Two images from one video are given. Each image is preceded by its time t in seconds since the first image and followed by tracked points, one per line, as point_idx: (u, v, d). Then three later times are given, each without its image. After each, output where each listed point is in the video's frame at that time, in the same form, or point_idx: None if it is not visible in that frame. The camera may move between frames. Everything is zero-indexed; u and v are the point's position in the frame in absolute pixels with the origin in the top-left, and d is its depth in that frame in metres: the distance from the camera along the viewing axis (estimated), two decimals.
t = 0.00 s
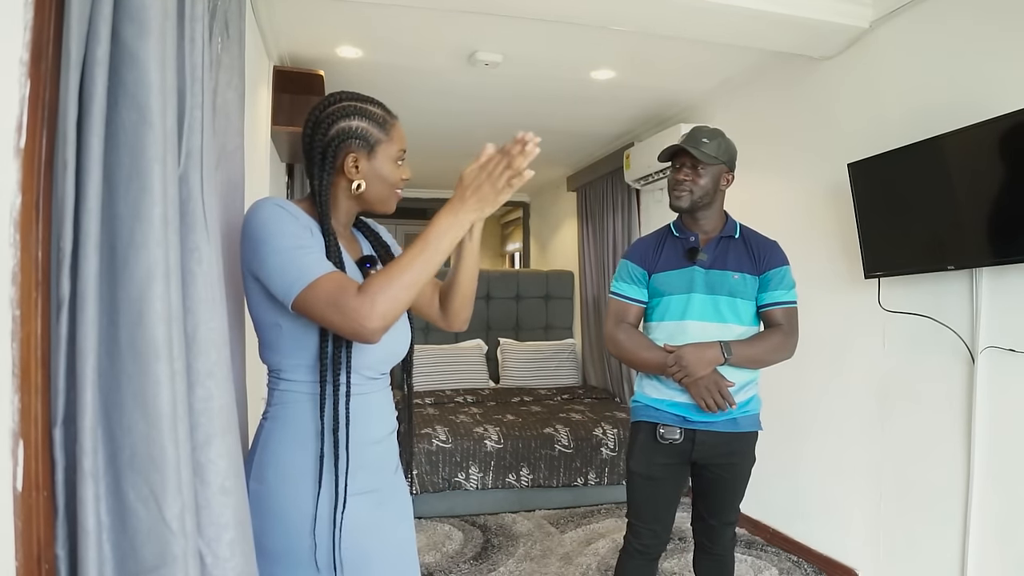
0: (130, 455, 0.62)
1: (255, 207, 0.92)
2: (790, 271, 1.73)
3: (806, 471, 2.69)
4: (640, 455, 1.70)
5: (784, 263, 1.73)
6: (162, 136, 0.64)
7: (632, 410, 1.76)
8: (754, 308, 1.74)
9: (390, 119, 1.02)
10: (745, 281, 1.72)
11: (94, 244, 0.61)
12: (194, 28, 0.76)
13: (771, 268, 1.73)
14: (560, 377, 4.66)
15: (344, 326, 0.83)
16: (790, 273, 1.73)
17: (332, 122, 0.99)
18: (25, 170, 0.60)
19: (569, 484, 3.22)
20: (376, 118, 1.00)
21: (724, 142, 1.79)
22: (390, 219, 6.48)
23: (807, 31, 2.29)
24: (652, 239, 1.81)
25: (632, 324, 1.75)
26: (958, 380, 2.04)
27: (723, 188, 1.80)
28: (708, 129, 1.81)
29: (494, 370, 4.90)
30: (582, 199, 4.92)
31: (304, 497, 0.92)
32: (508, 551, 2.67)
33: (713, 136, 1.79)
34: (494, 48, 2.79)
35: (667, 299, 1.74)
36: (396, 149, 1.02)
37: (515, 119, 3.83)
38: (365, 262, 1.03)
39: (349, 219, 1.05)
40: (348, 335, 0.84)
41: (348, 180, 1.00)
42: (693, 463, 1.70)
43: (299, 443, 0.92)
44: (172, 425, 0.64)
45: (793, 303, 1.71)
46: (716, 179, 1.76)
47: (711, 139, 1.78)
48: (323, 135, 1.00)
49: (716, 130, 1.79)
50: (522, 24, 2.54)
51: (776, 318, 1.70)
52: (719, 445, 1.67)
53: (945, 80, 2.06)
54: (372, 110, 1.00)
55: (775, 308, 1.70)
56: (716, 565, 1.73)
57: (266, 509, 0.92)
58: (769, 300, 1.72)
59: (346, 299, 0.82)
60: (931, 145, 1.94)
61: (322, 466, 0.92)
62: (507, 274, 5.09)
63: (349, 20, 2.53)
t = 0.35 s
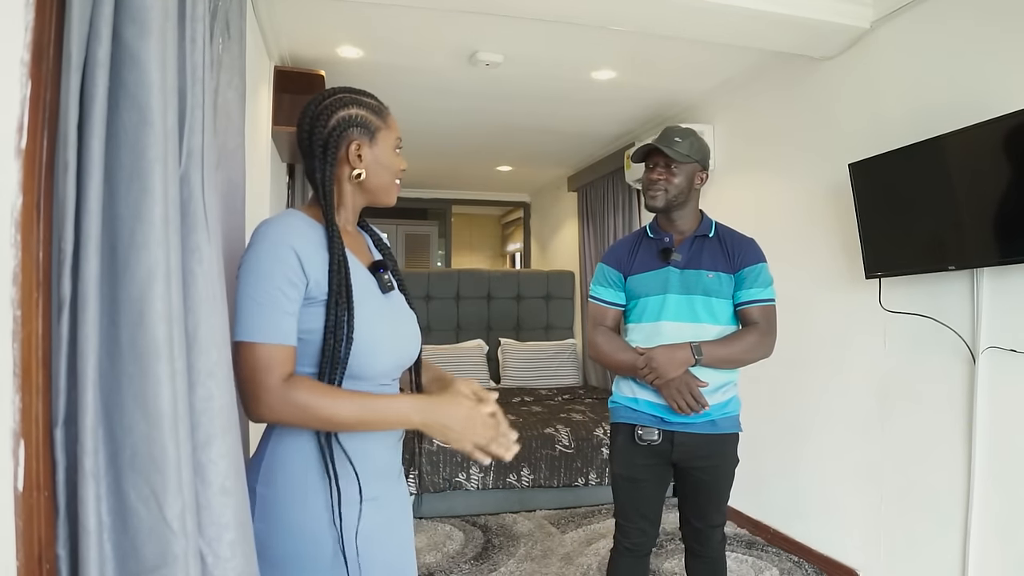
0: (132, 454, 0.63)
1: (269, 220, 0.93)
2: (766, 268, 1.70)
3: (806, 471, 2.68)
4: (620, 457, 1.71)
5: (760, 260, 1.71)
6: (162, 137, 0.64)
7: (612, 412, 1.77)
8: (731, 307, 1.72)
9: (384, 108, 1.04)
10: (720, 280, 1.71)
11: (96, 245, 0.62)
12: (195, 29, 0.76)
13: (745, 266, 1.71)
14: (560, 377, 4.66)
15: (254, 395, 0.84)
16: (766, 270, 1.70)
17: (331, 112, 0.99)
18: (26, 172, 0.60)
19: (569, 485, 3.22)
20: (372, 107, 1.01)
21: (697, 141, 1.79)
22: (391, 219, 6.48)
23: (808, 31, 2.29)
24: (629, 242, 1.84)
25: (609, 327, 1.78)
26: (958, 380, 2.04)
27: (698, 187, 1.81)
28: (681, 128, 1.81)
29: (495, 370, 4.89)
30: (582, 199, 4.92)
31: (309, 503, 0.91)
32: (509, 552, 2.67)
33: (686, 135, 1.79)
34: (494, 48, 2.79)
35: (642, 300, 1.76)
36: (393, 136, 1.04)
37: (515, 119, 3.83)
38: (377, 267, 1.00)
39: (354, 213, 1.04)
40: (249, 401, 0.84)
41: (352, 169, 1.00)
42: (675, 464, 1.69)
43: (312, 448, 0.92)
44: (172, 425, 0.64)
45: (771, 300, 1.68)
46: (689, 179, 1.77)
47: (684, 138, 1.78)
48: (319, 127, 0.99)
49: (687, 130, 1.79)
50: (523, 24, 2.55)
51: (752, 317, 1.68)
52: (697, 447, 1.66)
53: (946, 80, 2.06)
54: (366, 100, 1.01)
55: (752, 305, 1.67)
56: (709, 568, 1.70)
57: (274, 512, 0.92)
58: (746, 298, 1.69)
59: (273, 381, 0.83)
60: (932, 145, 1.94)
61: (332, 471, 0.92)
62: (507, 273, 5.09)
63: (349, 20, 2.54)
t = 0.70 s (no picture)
0: (131, 454, 0.63)
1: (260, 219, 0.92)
2: (747, 264, 1.73)
3: (806, 471, 2.68)
4: (615, 461, 1.69)
5: (740, 256, 1.73)
6: (161, 136, 0.64)
7: (603, 417, 1.75)
8: (714, 304, 1.74)
9: (385, 111, 1.04)
10: (704, 278, 1.72)
11: (95, 244, 0.62)
12: (194, 29, 0.76)
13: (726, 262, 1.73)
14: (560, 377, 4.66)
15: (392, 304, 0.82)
16: (746, 266, 1.73)
17: (332, 115, 0.99)
18: (24, 173, 0.60)
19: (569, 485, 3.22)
20: (373, 110, 1.01)
21: (676, 140, 1.82)
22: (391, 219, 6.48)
23: (807, 31, 2.29)
24: (608, 244, 1.82)
25: (593, 330, 1.76)
26: (958, 380, 2.04)
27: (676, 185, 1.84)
28: (659, 128, 1.84)
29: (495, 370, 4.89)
30: (582, 199, 4.93)
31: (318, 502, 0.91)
32: (508, 552, 2.67)
33: (665, 134, 1.82)
34: (494, 48, 2.79)
35: (627, 302, 1.75)
36: (394, 140, 1.04)
37: (515, 119, 3.83)
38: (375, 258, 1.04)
39: (352, 215, 1.04)
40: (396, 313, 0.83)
41: (351, 173, 1.00)
42: (669, 465, 1.69)
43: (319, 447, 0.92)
44: (171, 425, 0.64)
45: (752, 296, 1.71)
46: (669, 176, 1.79)
47: (662, 136, 1.80)
48: (319, 129, 0.99)
49: (667, 128, 1.82)
50: (523, 24, 2.55)
51: (733, 313, 1.70)
52: (693, 447, 1.67)
53: (945, 80, 2.06)
54: (367, 103, 1.01)
55: (734, 302, 1.70)
56: (704, 568, 1.71)
57: (285, 510, 0.92)
58: (728, 295, 1.71)
59: (388, 277, 0.82)
60: (932, 145, 1.94)
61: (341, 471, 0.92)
62: (507, 274, 5.10)
63: (349, 20, 2.53)
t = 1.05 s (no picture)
0: (129, 454, 0.63)
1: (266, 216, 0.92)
2: (739, 261, 1.80)
3: (806, 471, 2.68)
4: (620, 462, 1.68)
5: (734, 253, 1.79)
6: (160, 136, 0.64)
7: (605, 419, 1.72)
8: (710, 302, 1.77)
9: (384, 113, 1.04)
10: (703, 276, 1.74)
11: (94, 244, 0.62)
12: (193, 29, 0.76)
13: (722, 260, 1.78)
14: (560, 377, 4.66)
15: (376, 326, 0.79)
16: (739, 263, 1.80)
17: (333, 118, 0.98)
18: (23, 172, 0.60)
19: (569, 484, 3.22)
20: (373, 113, 1.01)
21: (670, 140, 1.83)
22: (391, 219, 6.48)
23: (807, 31, 2.29)
24: (602, 244, 1.79)
25: (588, 331, 1.73)
26: (958, 380, 2.04)
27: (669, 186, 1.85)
28: (653, 128, 1.84)
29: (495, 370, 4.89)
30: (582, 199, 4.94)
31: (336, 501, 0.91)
32: (508, 551, 2.67)
33: (659, 134, 1.82)
34: (494, 48, 2.79)
35: (626, 304, 1.73)
36: (393, 143, 1.04)
37: (516, 119, 3.83)
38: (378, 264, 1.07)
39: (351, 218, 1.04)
40: (377, 337, 0.80)
41: (353, 174, 0.99)
42: (671, 463, 1.70)
43: (334, 446, 0.92)
44: (171, 425, 0.64)
45: (743, 292, 1.80)
46: (664, 176, 1.80)
47: (657, 136, 1.81)
48: (319, 131, 0.99)
49: (661, 128, 1.83)
50: (523, 24, 2.55)
51: (730, 310, 1.78)
52: (698, 445, 1.68)
53: (944, 80, 2.06)
54: (367, 106, 1.01)
55: (730, 300, 1.77)
56: (704, 567, 1.71)
57: (299, 513, 0.91)
58: (724, 293, 1.78)
59: (378, 298, 0.80)
60: (932, 145, 1.94)
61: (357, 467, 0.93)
62: (507, 273, 5.10)
63: (349, 20, 2.53)
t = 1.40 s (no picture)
0: (129, 454, 0.63)
1: (249, 222, 0.94)
2: (741, 265, 1.82)
3: (806, 471, 2.68)
4: (624, 462, 1.67)
5: (737, 256, 1.81)
6: (160, 136, 0.64)
7: (609, 419, 1.71)
8: (714, 303, 1.78)
9: (379, 117, 1.03)
10: (709, 277, 1.75)
11: (93, 244, 0.62)
12: (193, 28, 0.76)
13: (726, 262, 1.80)
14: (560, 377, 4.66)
15: (319, 362, 0.81)
16: (741, 266, 1.83)
17: (325, 120, 0.98)
18: (23, 171, 0.60)
19: (569, 484, 3.22)
20: (366, 115, 1.00)
21: (677, 141, 1.84)
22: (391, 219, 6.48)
23: (808, 31, 2.29)
24: (608, 243, 1.77)
25: (590, 330, 1.73)
26: (958, 380, 2.04)
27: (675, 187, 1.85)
28: (662, 128, 1.84)
29: (495, 370, 4.89)
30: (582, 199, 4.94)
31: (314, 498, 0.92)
32: (508, 551, 2.67)
33: (668, 134, 1.82)
34: (494, 48, 2.79)
35: (632, 303, 1.72)
36: (386, 146, 1.03)
37: (516, 119, 3.83)
38: (365, 267, 1.03)
39: (341, 219, 1.04)
40: (320, 371, 0.82)
41: (342, 177, 1.00)
42: (674, 463, 1.69)
43: (312, 443, 0.92)
44: (170, 425, 0.64)
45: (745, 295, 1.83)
46: (671, 177, 1.81)
47: (666, 137, 1.81)
48: (312, 134, 0.99)
49: (668, 129, 1.83)
50: (523, 25, 2.55)
51: (733, 312, 1.82)
52: (702, 445, 1.68)
53: (944, 80, 2.06)
54: (360, 109, 1.01)
55: (733, 303, 1.81)
56: (704, 566, 1.71)
57: (280, 509, 0.91)
58: (727, 296, 1.81)
59: (320, 333, 0.81)
60: (932, 145, 1.94)
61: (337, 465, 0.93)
62: (508, 273, 5.10)
63: (349, 21, 2.54)
